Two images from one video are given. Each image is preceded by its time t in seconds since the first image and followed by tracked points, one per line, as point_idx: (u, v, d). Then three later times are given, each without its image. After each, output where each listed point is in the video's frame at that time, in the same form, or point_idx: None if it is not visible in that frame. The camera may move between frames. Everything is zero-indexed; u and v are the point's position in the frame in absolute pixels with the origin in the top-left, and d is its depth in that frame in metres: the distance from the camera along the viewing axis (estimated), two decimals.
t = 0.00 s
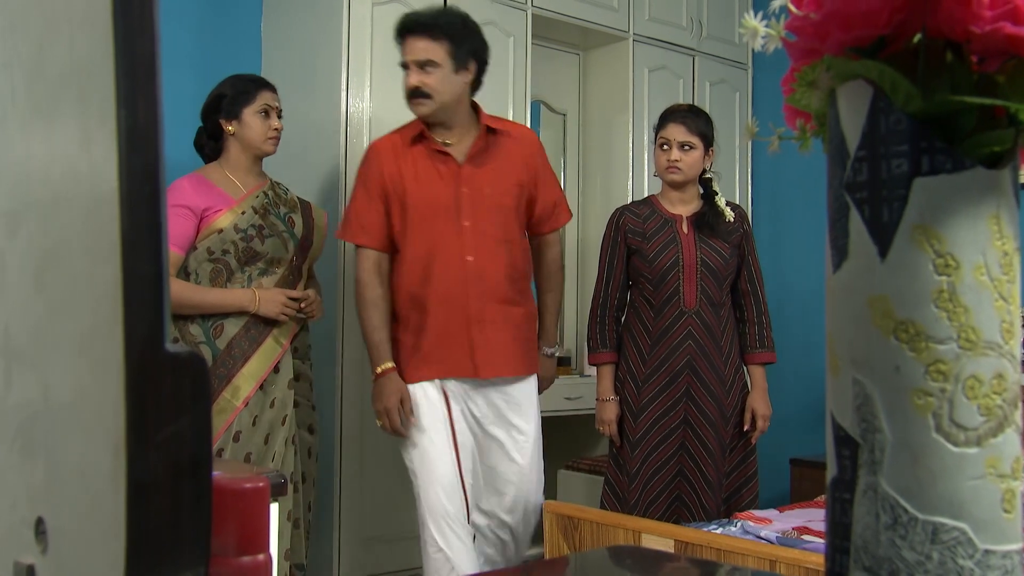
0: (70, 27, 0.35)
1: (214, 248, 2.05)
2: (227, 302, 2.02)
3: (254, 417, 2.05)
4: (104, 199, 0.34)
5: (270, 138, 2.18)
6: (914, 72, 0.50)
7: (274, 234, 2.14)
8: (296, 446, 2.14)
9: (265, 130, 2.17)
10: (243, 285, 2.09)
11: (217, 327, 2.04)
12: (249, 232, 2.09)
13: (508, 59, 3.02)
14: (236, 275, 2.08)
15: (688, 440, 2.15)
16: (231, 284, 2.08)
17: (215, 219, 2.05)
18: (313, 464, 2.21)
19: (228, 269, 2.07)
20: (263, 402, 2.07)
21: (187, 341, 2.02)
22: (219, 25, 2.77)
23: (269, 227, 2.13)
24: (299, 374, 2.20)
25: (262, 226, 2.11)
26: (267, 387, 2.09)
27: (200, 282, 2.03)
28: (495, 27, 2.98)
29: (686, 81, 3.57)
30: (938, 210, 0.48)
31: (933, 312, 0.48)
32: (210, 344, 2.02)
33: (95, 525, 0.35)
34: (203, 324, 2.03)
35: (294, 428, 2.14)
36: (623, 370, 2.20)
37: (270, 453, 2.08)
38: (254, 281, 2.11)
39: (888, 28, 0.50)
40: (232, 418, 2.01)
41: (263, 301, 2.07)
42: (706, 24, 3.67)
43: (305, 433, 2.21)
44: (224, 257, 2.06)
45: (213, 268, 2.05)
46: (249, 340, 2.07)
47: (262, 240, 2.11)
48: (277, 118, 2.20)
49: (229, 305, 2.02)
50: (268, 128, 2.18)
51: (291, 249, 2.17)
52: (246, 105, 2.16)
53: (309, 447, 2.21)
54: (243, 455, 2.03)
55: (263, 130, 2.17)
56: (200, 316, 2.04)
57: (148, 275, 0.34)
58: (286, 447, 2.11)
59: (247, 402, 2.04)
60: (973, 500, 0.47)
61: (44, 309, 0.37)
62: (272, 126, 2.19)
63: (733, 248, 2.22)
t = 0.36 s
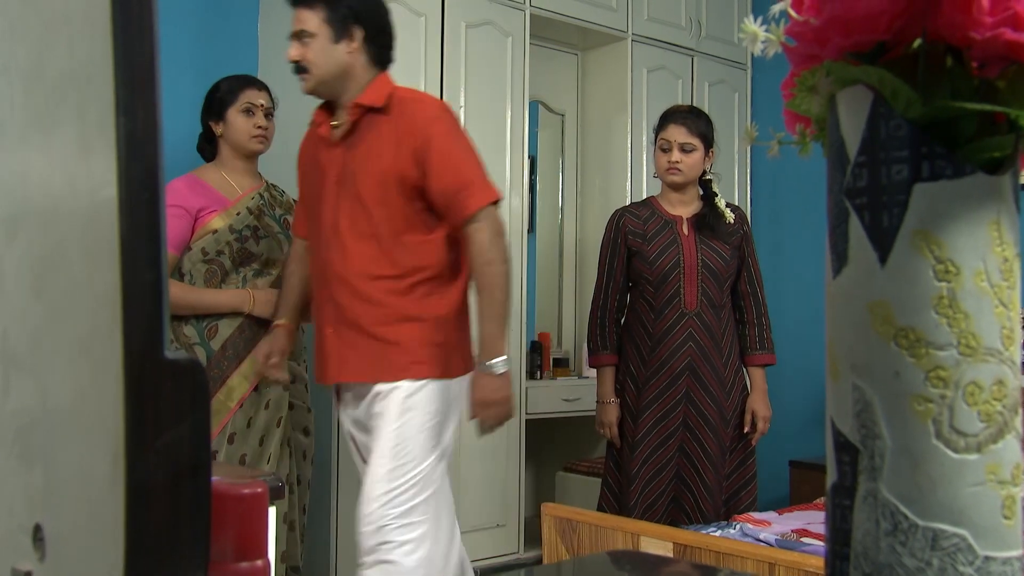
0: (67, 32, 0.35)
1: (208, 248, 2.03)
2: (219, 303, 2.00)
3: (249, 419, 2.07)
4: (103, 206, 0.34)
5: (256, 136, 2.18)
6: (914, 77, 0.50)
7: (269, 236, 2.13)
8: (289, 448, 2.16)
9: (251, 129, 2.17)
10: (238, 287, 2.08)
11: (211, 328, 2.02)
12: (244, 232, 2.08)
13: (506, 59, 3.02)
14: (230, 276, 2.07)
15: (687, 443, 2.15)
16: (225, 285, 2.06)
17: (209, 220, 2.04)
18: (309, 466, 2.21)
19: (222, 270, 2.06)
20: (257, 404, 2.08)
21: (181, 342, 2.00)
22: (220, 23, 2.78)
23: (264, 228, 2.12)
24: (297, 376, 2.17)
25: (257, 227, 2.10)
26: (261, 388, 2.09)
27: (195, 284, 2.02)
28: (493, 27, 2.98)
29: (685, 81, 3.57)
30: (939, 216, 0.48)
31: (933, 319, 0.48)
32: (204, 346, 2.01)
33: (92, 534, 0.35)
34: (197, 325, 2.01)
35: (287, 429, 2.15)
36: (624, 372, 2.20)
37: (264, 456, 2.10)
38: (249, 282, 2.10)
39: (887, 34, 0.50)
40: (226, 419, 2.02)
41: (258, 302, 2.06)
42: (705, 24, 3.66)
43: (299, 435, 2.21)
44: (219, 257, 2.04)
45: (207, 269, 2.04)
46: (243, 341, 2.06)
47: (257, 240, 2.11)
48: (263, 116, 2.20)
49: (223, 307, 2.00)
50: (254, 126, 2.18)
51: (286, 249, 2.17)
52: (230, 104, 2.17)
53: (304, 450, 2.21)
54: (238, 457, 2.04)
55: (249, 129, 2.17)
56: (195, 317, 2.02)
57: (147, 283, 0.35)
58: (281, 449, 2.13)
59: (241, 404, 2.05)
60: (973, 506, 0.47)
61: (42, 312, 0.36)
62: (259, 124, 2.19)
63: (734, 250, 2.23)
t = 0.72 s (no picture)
0: (64, 42, 0.35)
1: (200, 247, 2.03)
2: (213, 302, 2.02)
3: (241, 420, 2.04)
4: (99, 217, 0.34)
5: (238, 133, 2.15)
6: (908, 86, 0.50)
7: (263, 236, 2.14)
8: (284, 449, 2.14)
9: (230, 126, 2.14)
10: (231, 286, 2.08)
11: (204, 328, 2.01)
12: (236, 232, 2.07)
13: (500, 59, 3.03)
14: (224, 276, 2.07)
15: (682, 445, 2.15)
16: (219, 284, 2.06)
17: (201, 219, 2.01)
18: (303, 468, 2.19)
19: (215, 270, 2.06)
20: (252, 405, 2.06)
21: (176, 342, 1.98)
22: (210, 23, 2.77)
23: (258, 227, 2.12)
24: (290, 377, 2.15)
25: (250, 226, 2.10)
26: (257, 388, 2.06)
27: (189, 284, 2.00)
28: (487, 27, 2.99)
29: (679, 81, 3.58)
30: (934, 226, 0.48)
31: (928, 328, 0.48)
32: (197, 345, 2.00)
33: (88, 545, 0.35)
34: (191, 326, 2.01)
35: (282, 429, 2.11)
36: (619, 373, 2.20)
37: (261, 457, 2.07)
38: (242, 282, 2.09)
39: (882, 44, 0.50)
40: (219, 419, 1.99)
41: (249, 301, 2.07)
42: (699, 24, 3.67)
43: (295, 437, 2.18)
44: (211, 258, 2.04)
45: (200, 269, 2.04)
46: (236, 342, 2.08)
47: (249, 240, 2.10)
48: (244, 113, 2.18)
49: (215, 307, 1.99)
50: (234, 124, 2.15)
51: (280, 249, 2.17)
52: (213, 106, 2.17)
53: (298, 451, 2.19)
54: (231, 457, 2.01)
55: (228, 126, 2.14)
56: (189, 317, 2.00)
57: (143, 295, 0.34)
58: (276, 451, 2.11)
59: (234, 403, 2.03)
60: (967, 514, 0.47)
61: (38, 326, 0.37)
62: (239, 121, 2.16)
63: (731, 252, 2.23)
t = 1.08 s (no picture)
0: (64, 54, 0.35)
1: (201, 248, 2.05)
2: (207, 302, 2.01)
3: (239, 419, 2.02)
4: (97, 230, 0.34)
5: (227, 136, 2.16)
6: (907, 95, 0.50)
7: (262, 234, 2.14)
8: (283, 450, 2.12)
9: (221, 130, 2.16)
10: (230, 285, 2.08)
11: (205, 328, 2.04)
12: (235, 232, 2.08)
13: (498, 60, 3.03)
14: (223, 275, 2.07)
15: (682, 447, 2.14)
16: (217, 284, 2.07)
17: (201, 219, 2.05)
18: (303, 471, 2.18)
19: (214, 270, 2.06)
20: (250, 406, 2.04)
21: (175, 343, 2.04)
22: (204, 24, 2.77)
23: (257, 227, 2.12)
24: (291, 379, 2.17)
25: (249, 226, 2.11)
26: (254, 390, 2.06)
27: (187, 284, 2.03)
28: (485, 28, 3.00)
29: (677, 82, 3.58)
30: (933, 235, 0.48)
31: (927, 336, 0.48)
32: (196, 346, 2.03)
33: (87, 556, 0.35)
34: (190, 325, 2.03)
35: (280, 431, 2.11)
36: (619, 374, 2.20)
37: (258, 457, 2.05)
38: (241, 281, 2.10)
39: (882, 53, 0.50)
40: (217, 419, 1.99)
41: (247, 301, 2.05)
42: (697, 24, 3.67)
43: (295, 440, 2.18)
44: (210, 257, 2.05)
45: (199, 269, 2.05)
46: (234, 342, 2.06)
47: (248, 239, 2.11)
48: (235, 116, 2.18)
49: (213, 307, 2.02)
50: (224, 127, 2.16)
51: (280, 249, 2.16)
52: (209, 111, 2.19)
53: (299, 454, 2.18)
54: (227, 459, 2.00)
55: (219, 130, 2.16)
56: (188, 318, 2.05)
57: (143, 303, 0.35)
58: (275, 450, 2.08)
59: (232, 403, 2.02)
60: (967, 523, 0.47)
61: (37, 333, 0.35)
62: (230, 124, 2.17)
63: (731, 253, 2.23)
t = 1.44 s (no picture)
0: (67, 58, 0.35)
1: (203, 248, 2.05)
2: (206, 302, 2.01)
3: (239, 419, 2.02)
4: (101, 237, 0.34)
5: (230, 139, 2.16)
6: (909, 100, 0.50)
7: (265, 234, 2.13)
8: (284, 449, 2.12)
9: (225, 133, 2.16)
10: (233, 285, 2.08)
11: (206, 328, 2.03)
12: (237, 232, 2.08)
13: (497, 60, 3.03)
14: (225, 276, 2.08)
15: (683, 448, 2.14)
16: (220, 285, 2.07)
17: (205, 218, 2.05)
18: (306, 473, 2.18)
19: (216, 270, 2.07)
20: (250, 405, 2.04)
21: (180, 342, 2.03)
22: (203, 23, 2.77)
23: (261, 227, 2.12)
24: (295, 379, 2.17)
25: (252, 226, 2.10)
26: (255, 389, 2.06)
27: (192, 285, 2.04)
28: (484, 27, 3.00)
29: (677, 81, 3.58)
30: (935, 241, 0.48)
31: (929, 342, 0.48)
32: (199, 345, 2.02)
33: (89, 562, 0.35)
34: (193, 326, 2.03)
35: (281, 431, 2.10)
36: (619, 375, 2.19)
37: (256, 457, 2.04)
38: (244, 281, 2.09)
39: (885, 58, 0.50)
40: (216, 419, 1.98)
41: (246, 301, 2.05)
42: (698, 23, 3.67)
43: (298, 441, 2.18)
44: (213, 257, 2.05)
45: (203, 270, 2.05)
46: (235, 341, 2.06)
47: (251, 240, 2.10)
48: (240, 120, 2.17)
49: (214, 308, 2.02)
50: (228, 131, 2.16)
51: (284, 249, 2.16)
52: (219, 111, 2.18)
53: (302, 455, 2.18)
54: (226, 457, 1.99)
55: (223, 133, 2.16)
56: (192, 318, 2.04)
57: (147, 312, 0.34)
58: (273, 451, 2.07)
59: (231, 404, 2.02)
60: (969, 530, 0.47)
61: (37, 341, 0.37)
62: (233, 127, 2.16)
63: (733, 254, 2.23)
